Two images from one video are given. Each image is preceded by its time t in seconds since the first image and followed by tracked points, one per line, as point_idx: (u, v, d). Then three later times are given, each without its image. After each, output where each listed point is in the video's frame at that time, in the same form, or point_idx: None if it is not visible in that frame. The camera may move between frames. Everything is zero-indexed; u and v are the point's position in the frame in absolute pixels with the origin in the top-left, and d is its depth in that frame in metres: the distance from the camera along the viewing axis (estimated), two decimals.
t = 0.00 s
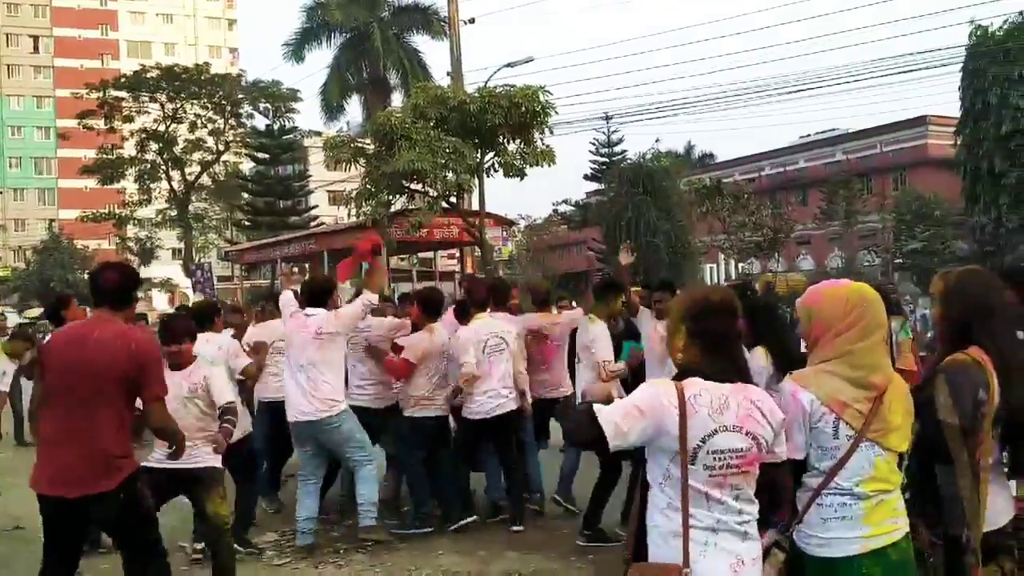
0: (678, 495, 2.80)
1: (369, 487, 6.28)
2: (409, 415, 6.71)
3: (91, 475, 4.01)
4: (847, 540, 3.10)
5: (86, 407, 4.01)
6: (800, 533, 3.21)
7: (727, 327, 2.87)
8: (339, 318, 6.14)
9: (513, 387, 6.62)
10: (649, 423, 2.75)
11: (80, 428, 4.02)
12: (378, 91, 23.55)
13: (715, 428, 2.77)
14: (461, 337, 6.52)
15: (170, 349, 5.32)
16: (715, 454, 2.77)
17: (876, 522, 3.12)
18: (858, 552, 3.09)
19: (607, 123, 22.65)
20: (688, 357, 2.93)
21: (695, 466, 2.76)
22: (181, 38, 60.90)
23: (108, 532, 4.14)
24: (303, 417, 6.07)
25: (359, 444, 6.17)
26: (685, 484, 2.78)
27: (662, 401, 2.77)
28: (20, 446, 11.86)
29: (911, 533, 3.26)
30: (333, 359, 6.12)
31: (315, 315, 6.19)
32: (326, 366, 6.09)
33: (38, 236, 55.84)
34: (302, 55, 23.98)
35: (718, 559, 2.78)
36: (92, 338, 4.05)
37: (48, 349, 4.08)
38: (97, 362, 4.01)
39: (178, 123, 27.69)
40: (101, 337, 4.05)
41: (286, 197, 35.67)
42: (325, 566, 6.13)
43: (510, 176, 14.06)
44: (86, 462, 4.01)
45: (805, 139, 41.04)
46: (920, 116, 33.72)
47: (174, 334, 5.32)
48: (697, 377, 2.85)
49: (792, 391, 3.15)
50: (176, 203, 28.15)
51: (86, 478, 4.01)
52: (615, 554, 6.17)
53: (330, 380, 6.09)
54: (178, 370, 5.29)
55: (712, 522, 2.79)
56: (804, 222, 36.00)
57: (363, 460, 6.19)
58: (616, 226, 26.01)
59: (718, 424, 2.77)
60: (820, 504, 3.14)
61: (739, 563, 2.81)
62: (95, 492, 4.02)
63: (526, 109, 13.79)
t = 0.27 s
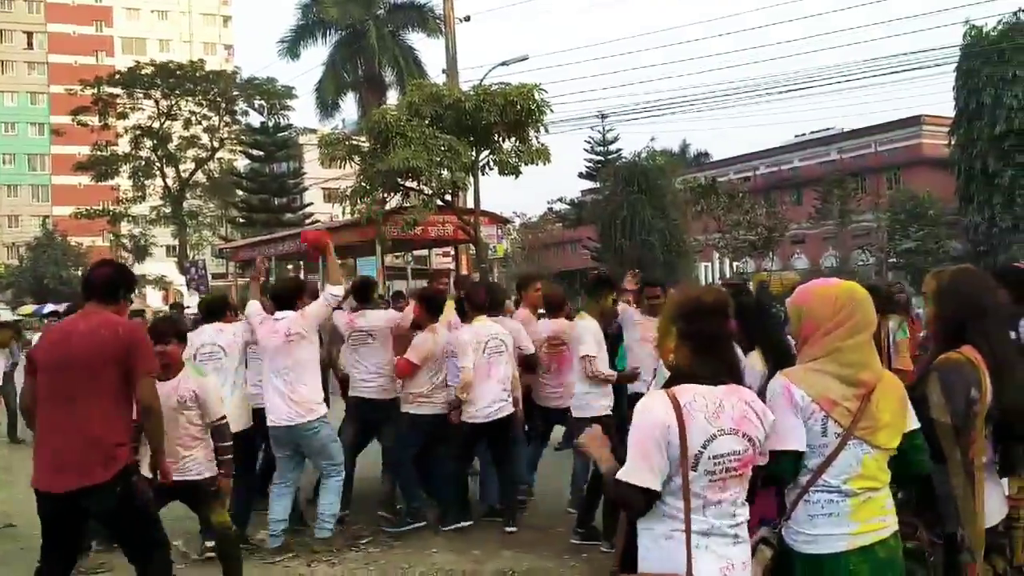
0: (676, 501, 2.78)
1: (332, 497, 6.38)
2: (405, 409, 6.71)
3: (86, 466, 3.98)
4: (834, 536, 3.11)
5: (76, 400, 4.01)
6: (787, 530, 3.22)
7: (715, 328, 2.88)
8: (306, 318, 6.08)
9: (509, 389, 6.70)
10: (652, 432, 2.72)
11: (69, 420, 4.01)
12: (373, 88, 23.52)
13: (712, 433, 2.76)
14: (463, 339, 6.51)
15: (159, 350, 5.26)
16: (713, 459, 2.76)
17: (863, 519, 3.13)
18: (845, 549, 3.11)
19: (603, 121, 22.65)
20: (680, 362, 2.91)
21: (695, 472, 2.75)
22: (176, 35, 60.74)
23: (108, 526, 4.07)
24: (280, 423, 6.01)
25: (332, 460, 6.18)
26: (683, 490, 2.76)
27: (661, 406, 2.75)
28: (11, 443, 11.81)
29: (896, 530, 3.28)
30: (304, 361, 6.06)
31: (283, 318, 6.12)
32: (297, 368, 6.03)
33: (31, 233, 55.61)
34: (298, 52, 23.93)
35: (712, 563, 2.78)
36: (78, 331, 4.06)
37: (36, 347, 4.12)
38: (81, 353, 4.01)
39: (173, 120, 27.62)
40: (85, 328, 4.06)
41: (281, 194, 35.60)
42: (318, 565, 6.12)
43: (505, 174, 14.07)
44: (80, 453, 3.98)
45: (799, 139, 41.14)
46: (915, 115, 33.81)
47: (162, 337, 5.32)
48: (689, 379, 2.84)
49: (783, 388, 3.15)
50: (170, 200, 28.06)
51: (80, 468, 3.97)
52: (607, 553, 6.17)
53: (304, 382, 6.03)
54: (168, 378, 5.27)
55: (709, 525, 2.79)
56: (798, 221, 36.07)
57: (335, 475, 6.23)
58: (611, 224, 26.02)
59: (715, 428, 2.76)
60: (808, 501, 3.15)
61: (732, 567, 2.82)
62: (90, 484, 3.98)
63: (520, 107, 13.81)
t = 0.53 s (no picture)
0: (670, 500, 2.78)
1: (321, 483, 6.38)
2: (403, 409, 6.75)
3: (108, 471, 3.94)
4: (829, 536, 3.13)
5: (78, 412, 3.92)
6: (782, 528, 3.23)
7: (708, 328, 2.87)
8: (287, 303, 5.98)
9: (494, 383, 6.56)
10: (643, 432, 2.72)
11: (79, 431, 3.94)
12: (367, 87, 23.51)
13: (705, 433, 2.76)
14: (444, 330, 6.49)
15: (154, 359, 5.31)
16: (707, 459, 2.77)
17: (858, 519, 3.14)
18: (841, 549, 3.12)
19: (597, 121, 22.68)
20: (671, 358, 2.91)
21: (688, 472, 2.75)
22: (170, 33, 60.65)
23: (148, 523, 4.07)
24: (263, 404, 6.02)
25: (319, 444, 6.21)
26: (677, 490, 2.77)
27: (654, 408, 2.74)
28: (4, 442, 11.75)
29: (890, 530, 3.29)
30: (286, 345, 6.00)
31: (267, 301, 6.06)
32: (279, 352, 5.99)
33: (24, 232, 55.47)
34: (292, 50, 23.90)
35: (710, 561, 2.78)
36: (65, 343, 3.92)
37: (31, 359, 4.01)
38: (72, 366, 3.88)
39: (167, 119, 27.59)
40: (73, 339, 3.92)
41: (275, 193, 35.55)
42: (313, 565, 6.10)
43: (500, 174, 14.08)
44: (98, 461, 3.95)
45: (794, 138, 41.22)
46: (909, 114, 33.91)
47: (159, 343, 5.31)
48: (682, 380, 2.83)
49: (778, 387, 3.16)
50: (164, 199, 28.02)
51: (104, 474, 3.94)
52: (601, 554, 6.15)
53: (285, 364, 6.00)
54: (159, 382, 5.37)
55: (705, 525, 2.79)
56: (792, 220, 36.15)
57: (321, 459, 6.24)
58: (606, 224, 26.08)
59: (707, 428, 2.77)
60: (802, 501, 3.16)
61: (728, 565, 2.82)
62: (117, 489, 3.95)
63: (515, 106, 13.82)
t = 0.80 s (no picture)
0: (658, 503, 2.77)
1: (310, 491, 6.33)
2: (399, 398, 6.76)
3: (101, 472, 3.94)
4: (819, 538, 3.12)
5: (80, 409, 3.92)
6: (773, 529, 3.23)
7: (696, 330, 2.85)
8: (269, 314, 5.92)
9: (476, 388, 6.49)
10: (627, 436, 2.73)
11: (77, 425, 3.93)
12: (359, 87, 23.46)
13: (691, 435, 2.76)
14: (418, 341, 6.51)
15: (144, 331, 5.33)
16: (694, 461, 2.77)
17: (849, 520, 3.13)
18: (832, 551, 3.11)
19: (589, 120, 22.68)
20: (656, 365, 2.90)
21: (674, 475, 2.75)
22: (161, 32, 60.43)
23: (130, 530, 4.04)
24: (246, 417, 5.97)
25: (303, 453, 6.16)
26: (665, 494, 2.76)
27: (640, 412, 2.74)
28: None
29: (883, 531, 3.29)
30: (267, 357, 5.95)
31: (250, 312, 6.01)
32: (261, 365, 5.94)
33: (13, 231, 55.20)
34: (283, 49, 23.83)
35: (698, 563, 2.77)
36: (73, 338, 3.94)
37: (28, 351, 3.98)
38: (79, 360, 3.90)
39: (157, 118, 27.48)
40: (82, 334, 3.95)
41: (266, 192, 35.46)
42: (303, 565, 6.08)
43: (492, 174, 14.07)
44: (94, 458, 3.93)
45: (785, 139, 41.31)
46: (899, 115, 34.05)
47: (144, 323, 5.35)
48: (667, 384, 2.83)
49: (769, 387, 3.16)
50: (155, 199, 27.94)
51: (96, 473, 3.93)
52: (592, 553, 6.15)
53: (265, 377, 5.94)
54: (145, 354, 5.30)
55: (693, 526, 2.78)
56: (783, 220, 36.26)
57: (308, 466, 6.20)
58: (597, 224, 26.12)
59: (695, 431, 2.77)
60: (793, 502, 3.16)
61: (717, 568, 2.81)
62: (109, 488, 3.94)
63: (507, 106, 13.80)
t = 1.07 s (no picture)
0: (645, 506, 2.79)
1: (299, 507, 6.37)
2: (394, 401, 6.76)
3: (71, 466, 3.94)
4: (812, 537, 3.14)
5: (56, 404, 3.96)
6: (766, 528, 3.24)
7: (686, 332, 2.85)
8: (257, 325, 5.91)
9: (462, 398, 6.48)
10: (615, 440, 2.75)
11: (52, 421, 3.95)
12: (353, 86, 23.45)
13: (679, 437, 2.77)
14: (407, 342, 6.58)
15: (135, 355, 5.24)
16: (683, 463, 2.78)
17: (842, 521, 3.15)
18: (824, 551, 3.13)
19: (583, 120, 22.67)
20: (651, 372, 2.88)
21: (662, 477, 2.77)
22: (154, 31, 60.25)
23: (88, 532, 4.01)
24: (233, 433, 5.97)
25: (295, 470, 6.16)
26: (653, 496, 2.78)
27: (627, 416, 2.76)
28: None
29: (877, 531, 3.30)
30: (253, 371, 5.95)
31: (238, 322, 5.98)
32: (248, 380, 5.94)
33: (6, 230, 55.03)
34: (277, 49, 23.79)
35: (688, 565, 2.79)
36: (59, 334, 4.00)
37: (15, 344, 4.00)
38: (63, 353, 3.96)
39: (150, 117, 27.41)
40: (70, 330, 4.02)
41: (260, 192, 35.40)
42: (297, 565, 6.07)
43: (485, 174, 14.08)
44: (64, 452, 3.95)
45: (779, 139, 41.41)
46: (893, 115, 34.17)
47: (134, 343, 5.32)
48: (655, 385, 2.84)
49: (763, 386, 3.17)
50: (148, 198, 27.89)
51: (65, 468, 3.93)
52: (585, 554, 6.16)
53: (253, 392, 5.93)
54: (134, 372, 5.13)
55: (682, 528, 2.80)
56: (777, 220, 36.35)
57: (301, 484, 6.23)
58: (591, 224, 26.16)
59: (684, 433, 2.78)
60: (786, 502, 3.17)
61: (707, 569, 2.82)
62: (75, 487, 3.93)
63: (501, 106, 13.80)
